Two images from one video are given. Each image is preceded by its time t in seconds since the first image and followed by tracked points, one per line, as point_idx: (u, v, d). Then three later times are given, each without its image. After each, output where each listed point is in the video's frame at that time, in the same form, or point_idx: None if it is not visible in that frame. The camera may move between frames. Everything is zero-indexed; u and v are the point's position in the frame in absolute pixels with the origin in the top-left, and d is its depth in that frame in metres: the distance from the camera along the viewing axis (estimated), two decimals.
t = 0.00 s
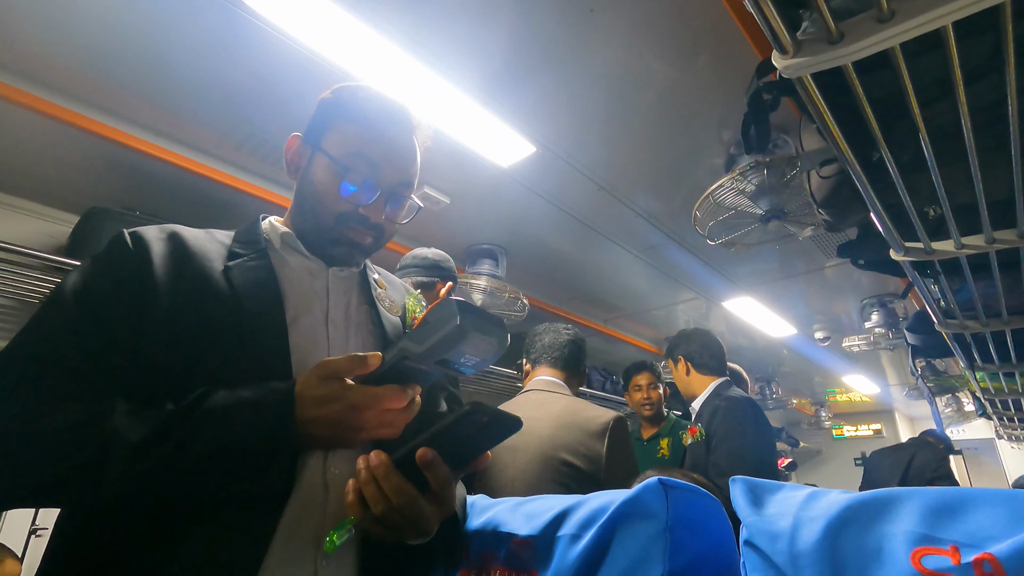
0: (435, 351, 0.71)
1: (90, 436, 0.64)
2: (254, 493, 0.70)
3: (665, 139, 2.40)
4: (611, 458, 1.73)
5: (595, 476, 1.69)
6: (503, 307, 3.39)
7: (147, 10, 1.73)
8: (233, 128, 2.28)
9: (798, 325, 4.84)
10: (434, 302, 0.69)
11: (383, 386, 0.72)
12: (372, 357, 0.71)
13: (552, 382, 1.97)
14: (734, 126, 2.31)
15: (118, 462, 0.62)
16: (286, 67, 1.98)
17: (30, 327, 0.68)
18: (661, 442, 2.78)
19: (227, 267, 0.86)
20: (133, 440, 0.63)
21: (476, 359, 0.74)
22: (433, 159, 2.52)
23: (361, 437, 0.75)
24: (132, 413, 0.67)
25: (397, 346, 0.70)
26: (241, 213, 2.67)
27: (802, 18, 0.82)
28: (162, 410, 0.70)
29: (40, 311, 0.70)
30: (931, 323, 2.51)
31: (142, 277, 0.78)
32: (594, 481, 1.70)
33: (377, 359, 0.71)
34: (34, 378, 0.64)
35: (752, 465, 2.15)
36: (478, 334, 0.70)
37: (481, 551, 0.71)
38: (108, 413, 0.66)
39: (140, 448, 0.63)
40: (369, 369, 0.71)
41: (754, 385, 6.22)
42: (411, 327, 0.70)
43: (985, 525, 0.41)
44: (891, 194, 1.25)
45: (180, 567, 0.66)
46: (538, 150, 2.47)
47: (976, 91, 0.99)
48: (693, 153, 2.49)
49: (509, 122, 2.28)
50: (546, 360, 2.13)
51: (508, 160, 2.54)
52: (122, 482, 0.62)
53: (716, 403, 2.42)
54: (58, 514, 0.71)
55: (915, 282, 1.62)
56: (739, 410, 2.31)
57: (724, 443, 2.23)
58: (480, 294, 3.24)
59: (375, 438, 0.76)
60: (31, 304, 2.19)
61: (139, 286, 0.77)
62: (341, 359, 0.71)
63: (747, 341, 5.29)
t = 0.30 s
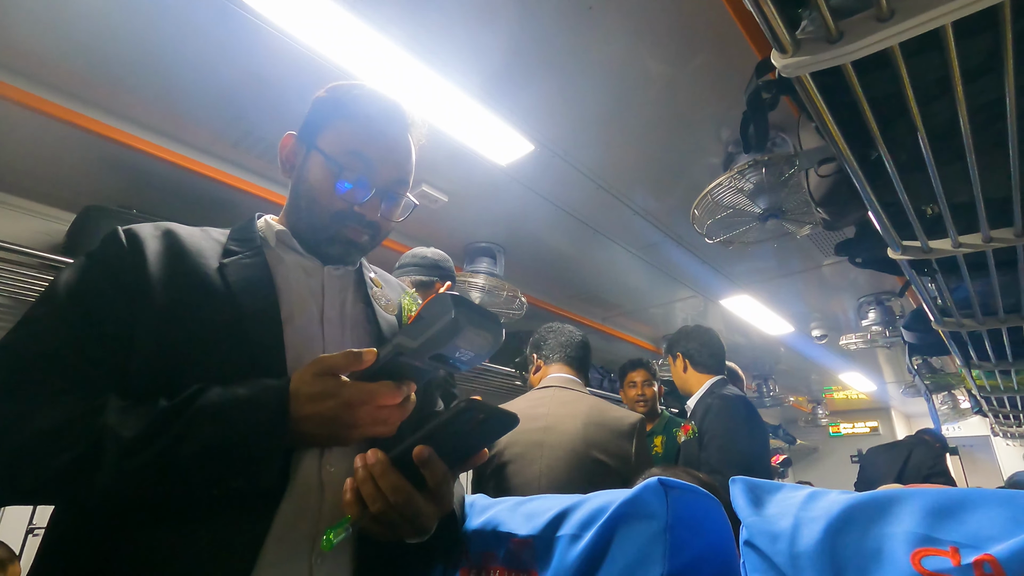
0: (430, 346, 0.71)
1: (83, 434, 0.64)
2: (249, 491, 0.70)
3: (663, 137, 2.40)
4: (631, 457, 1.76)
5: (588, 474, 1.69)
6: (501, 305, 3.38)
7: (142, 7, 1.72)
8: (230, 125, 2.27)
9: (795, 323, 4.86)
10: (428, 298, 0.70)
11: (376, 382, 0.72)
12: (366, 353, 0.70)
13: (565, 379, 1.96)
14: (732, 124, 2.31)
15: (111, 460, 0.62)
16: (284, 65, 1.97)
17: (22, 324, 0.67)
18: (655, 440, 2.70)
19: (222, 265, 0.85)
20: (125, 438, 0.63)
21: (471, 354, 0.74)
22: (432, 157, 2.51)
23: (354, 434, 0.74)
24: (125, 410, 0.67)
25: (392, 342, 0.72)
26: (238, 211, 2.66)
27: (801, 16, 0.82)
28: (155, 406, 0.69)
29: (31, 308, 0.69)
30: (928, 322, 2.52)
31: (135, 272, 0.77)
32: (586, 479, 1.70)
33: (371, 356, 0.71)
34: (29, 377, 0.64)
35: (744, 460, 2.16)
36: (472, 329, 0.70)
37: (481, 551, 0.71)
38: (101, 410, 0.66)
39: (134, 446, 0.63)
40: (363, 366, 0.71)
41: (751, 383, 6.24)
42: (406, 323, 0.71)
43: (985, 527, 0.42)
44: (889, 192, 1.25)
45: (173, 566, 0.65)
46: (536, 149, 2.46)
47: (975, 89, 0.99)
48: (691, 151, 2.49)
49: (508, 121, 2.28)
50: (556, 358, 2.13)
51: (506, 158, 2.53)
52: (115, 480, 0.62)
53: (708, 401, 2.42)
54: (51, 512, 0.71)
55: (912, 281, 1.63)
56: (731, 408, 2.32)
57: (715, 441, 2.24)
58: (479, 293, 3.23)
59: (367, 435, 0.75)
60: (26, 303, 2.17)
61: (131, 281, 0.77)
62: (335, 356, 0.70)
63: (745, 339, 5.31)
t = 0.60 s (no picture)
0: (430, 347, 0.70)
1: (77, 435, 0.63)
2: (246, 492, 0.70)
3: (661, 138, 2.40)
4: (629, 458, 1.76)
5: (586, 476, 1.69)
6: (499, 305, 3.38)
7: (140, 8, 1.71)
8: (229, 126, 2.27)
9: (793, 324, 4.87)
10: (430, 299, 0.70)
11: (376, 382, 0.72)
12: (367, 354, 0.71)
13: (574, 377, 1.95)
14: (731, 126, 2.31)
15: (108, 460, 0.62)
16: (283, 66, 1.97)
17: (18, 324, 0.67)
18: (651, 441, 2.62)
19: (220, 263, 0.85)
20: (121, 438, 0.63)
21: (472, 355, 0.74)
22: (430, 158, 2.51)
23: (354, 435, 0.74)
24: (120, 410, 0.66)
25: (393, 343, 0.71)
26: (236, 211, 2.66)
27: (800, 20, 0.82)
28: (151, 406, 0.69)
29: (27, 307, 0.69)
30: (925, 323, 2.53)
31: (132, 271, 0.77)
32: (583, 481, 1.69)
33: (371, 357, 0.71)
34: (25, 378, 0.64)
35: (740, 460, 2.18)
36: (474, 330, 0.70)
37: (479, 554, 0.70)
38: (96, 410, 0.65)
39: (131, 446, 0.63)
40: (364, 366, 0.71)
41: (749, 383, 6.25)
42: (408, 323, 0.70)
43: (981, 529, 0.42)
44: (886, 195, 1.26)
45: (170, 566, 0.66)
46: (534, 150, 2.47)
47: (972, 92, 1.00)
48: (689, 152, 2.49)
49: (507, 122, 2.28)
50: (563, 360, 2.13)
51: (504, 158, 2.53)
52: (113, 480, 0.62)
53: (703, 403, 2.41)
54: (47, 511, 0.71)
55: (910, 283, 1.63)
56: (726, 410, 2.32)
57: (710, 443, 2.23)
58: (477, 294, 3.21)
59: (367, 436, 0.75)
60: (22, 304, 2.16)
61: (129, 280, 0.77)
62: (335, 356, 0.70)
63: (743, 340, 5.31)
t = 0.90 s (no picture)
0: (431, 337, 0.72)
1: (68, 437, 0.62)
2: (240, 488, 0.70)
3: (659, 136, 2.40)
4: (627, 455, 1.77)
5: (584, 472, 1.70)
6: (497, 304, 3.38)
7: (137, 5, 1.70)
8: (227, 124, 2.27)
9: (791, 322, 4.87)
10: (432, 288, 0.74)
11: (375, 371, 0.76)
12: (365, 341, 0.72)
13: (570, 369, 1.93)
14: (728, 124, 2.31)
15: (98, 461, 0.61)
16: (282, 65, 1.97)
17: None
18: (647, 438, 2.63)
19: (206, 259, 0.85)
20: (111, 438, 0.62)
21: (472, 344, 0.77)
22: (429, 155, 2.50)
23: (349, 425, 0.76)
24: (109, 409, 0.66)
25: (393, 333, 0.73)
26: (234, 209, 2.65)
27: (799, 16, 0.82)
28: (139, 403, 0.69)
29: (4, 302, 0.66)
30: (923, 321, 2.53)
31: (118, 266, 0.76)
32: (582, 478, 1.69)
33: (369, 345, 0.73)
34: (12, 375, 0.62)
35: (735, 459, 2.17)
36: (471, 315, 0.73)
37: (477, 550, 0.71)
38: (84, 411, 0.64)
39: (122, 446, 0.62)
40: (359, 354, 0.72)
41: (747, 382, 6.26)
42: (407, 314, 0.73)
43: (983, 525, 0.42)
44: (885, 192, 1.26)
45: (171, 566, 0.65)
46: (533, 147, 2.46)
47: (971, 89, 1.00)
48: (687, 150, 2.49)
49: (507, 121, 2.28)
50: (562, 360, 2.13)
51: (501, 156, 2.53)
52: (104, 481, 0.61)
53: (698, 401, 2.40)
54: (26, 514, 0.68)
55: (908, 280, 1.63)
56: (720, 409, 2.30)
57: (705, 442, 2.24)
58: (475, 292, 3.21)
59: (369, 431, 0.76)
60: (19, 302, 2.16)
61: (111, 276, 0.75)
62: (334, 346, 0.72)
63: (741, 338, 5.32)
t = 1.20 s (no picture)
0: (471, 363, 0.88)
1: (137, 424, 0.63)
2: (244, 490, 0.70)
3: (658, 135, 2.40)
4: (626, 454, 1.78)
5: (583, 472, 1.70)
6: (496, 302, 3.38)
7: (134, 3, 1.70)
8: (225, 121, 2.26)
9: (789, 321, 4.88)
10: (481, 323, 0.92)
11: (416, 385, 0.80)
12: (406, 345, 0.78)
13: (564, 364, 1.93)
14: (726, 123, 2.31)
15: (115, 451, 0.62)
16: (280, 63, 1.96)
17: (18, 310, 0.65)
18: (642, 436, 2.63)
19: (220, 259, 0.88)
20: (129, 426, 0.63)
21: (504, 372, 0.93)
22: (427, 154, 2.50)
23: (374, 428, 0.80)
24: (174, 395, 0.68)
25: (442, 352, 0.88)
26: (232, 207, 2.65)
27: (797, 15, 0.82)
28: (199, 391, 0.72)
29: (23, 292, 0.67)
30: (921, 320, 2.53)
31: (136, 261, 0.77)
32: (581, 477, 1.70)
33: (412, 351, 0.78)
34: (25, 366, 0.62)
35: (726, 453, 2.17)
36: (505, 346, 0.91)
37: (476, 548, 0.72)
38: (153, 396, 0.67)
39: (140, 438, 0.63)
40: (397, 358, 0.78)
41: (746, 380, 6.26)
42: (457, 340, 0.89)
43: (977, 524, 0.43)
44: (883, 192, 1.26)
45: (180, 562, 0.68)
46: (532, 146, 2.46)
47: (969, 89, 1.00)
48: (686, 149, 2.49)
49: (504, 119, 2.28)
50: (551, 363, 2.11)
51: (500, 155, 2.53)
52: (118, 473, 0.62)
53: (693, 400, 2.45)
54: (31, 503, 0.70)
55: (906, 279, 1.63)
56: (714, 405, 2.33)
57: (696, 436, 2.26)
58: (474, 290, 3.22)
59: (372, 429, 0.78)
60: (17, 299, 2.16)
61: (138, 272, 0.76)
62: (383, 349, 0.77)
63: (739, 337, 5.33)
